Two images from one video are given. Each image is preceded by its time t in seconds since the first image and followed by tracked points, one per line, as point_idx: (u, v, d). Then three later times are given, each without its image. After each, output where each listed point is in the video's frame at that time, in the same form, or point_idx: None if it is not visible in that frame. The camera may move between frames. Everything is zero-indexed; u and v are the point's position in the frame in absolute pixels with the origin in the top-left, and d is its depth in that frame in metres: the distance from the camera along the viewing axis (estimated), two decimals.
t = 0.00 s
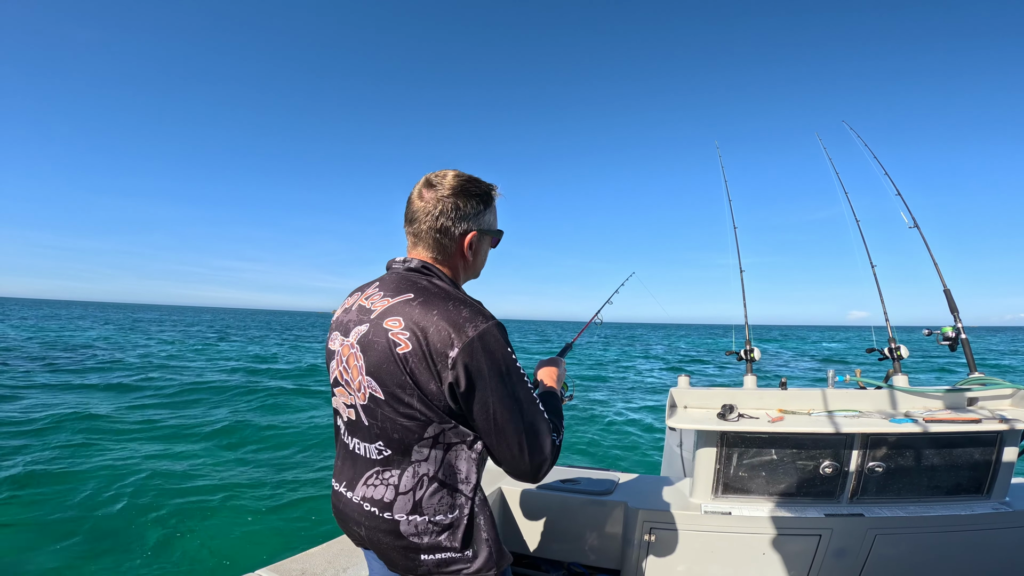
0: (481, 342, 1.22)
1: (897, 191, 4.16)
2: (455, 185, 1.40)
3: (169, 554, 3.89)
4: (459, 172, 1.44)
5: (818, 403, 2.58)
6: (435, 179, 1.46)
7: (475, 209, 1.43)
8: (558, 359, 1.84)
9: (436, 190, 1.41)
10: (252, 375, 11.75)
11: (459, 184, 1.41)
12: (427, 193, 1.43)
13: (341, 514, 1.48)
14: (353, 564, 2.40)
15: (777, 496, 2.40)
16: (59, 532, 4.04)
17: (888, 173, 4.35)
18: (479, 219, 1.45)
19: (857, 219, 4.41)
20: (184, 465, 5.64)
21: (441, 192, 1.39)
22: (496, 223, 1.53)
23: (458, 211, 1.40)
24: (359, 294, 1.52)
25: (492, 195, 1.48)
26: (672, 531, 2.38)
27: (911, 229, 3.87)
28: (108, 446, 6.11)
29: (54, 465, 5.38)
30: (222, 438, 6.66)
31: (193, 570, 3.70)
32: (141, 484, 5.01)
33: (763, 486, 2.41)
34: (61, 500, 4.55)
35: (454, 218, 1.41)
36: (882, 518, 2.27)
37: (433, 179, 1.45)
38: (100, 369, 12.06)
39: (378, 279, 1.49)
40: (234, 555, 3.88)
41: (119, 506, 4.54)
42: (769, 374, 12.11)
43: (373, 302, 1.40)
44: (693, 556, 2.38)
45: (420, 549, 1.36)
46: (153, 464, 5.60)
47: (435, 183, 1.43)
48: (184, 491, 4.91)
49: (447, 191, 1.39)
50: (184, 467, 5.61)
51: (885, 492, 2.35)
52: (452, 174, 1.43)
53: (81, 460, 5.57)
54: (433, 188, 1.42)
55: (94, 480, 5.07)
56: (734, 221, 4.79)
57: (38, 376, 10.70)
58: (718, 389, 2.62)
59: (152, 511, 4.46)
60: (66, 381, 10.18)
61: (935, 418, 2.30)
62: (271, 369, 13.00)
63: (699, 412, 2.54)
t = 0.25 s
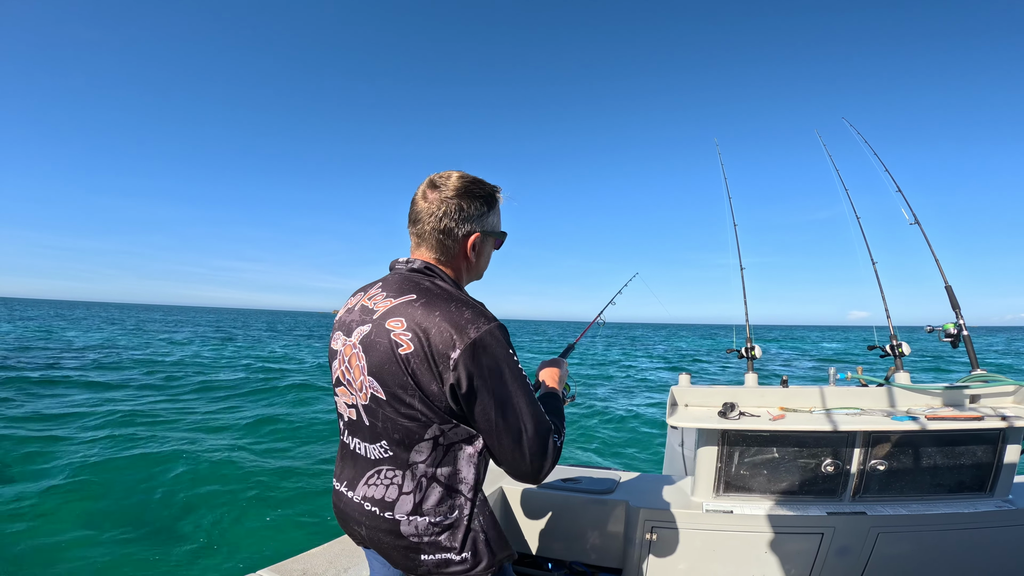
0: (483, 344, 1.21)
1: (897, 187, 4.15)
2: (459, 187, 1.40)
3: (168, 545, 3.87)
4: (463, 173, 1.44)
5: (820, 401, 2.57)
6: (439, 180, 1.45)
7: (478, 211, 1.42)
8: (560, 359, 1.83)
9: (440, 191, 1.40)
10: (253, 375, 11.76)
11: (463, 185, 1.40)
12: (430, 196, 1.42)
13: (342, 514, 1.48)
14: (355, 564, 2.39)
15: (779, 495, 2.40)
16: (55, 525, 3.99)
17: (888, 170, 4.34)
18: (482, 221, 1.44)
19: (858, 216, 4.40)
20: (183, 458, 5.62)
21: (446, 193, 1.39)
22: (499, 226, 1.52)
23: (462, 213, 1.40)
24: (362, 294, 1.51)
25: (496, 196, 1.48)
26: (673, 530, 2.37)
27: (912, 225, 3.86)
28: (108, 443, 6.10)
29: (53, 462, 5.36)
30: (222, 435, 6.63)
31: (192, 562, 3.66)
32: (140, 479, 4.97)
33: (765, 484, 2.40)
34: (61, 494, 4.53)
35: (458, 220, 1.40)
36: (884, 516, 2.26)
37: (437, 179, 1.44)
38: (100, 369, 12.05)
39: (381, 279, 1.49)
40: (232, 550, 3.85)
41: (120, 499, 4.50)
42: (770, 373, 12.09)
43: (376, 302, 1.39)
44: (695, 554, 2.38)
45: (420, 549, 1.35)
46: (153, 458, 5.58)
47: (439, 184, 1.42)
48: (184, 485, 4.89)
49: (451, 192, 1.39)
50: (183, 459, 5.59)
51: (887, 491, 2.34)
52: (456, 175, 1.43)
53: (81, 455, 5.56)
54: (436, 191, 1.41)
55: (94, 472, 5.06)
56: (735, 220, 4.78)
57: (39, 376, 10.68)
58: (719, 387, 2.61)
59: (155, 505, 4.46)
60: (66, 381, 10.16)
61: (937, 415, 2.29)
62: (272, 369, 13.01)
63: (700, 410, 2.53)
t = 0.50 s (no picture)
0: (485, 345, 1.20)
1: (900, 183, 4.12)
2: (463, 187, 1.39)
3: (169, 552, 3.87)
4: (467, 173, 1.43)
5: (822, 399, 2.56)
6: (443, 180, 1.44)
7: (482, 210, 1.42)
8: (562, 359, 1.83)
9: (443, 191, 1.39)
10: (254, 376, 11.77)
11: (467, 185, 1.39)
12: (433, 196, 1.41)
13: (342, 513, 1.47)
14: (356, 565, 2.39)
15: (783, 493, 2.39)
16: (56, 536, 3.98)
17: (891, 167, 4.32)
18: (485, 221, 1.43)
19: (860, 213, 4.37)
20: (184, 464, 5.63)
21: (449, 193, 1.38)
22: (502, 225, 1.51)
23: (465, 213, 1.39)
24: (364, 294, 1.51)
25: (500, 196, 1.47)
26: (676, 529, 2.37)
27: (915, 222, 3.84)
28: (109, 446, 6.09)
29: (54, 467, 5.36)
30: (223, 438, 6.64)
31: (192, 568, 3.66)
32: (143, 486, 4.98)
33: (768, 483, 2.39)
34: (62, 504, 4.52)
35: (461, 220, 1.39)
36: (888, 515, 2.25)
37: (440, 179, 1.44)
38: (101, 369, 12.06)
39: (383, 279, 1.48)
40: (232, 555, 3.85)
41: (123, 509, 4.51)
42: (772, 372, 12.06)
43: (378, 302, 1.39)
44: (697, 553, 2.37)
45: (421, 550, 1.35)
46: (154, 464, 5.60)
47: (442, 183, 1.41)
48: (187, 494, 4.89)
49: (454, 192, 1.38)
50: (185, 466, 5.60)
51: (891, 489, 2.33)
52: (459, 175, 1.42)
53: (81, 461, 5.56)
54: (439, 190, 1.40)
55: (95, 480, 5.07)
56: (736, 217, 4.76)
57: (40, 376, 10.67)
58: (721, 385, 2.60)
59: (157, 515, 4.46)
60: (67, 381, 10.16)
61: (939, 413, 2.28)
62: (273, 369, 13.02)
63: (702, 409, 2.52)
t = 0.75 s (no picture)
0: (489, 346, 1.20)
1: (905, 182, 4.10)
2: (463, 183, 1.40)
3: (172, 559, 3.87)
4: (465, 170, 1.43)
5: (827, 398, 2.56)
6: (441, 179, 1.44)
7: (483, 206, 1.42)
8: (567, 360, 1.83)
9: (443, 189, 1.39)
10: (258, 377, 11.81)
11: (466, 182, 1.40)
12: (433, 194, 1.41)
13: (345, 513, 1.48)
14: (359, 565, 2.40)
15: (787, 493, 2.38)
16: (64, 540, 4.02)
17: (894, 165, 4.30)
18: (487, 216, 1.43)
19: (864, 212, 4.36)
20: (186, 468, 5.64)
21: (449, 190, 1.38)
22: (503, 220, 1.52)
23: (467, 209, 1.39)
24: (367, 294, 1.51)
25: (499, 191, 1.47)
26: (679, 529, 2.36)
27: (919, 221, 3.83)
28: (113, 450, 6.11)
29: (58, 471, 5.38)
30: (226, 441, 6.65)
31: None
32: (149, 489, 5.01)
33: (772, 483, 2.38)
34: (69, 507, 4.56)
35: (465, 216, 1.39)
36: (894, 515, 2.24)
37: (438, 178, 1.44)
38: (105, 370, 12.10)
39: (387, 279, 1.48)
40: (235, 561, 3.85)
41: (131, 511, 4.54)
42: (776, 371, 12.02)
43: (381, 302, 1.39)
44: (700, 553, 2.36)
45: (423, 551, 1.35)
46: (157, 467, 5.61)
47: (441, 182, 1.42)
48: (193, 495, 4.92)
49: (454, 189, 1.38)
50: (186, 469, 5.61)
51: (896, 489, 2.32)
52: (458, 172, 1.42)
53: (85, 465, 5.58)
54: (439, 188, 1.41)
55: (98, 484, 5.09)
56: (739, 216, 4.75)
57: (44, 378, 10.71)
58: (724, 384, 2.60)
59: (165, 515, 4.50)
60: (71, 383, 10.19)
61: (945, 413, 2.27)
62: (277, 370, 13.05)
63: (705, 409, 2.52)
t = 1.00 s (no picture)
0: (497, 344, 1.21)
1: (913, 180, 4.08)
2: (449, 174, 1.44)
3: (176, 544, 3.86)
4: (445, 165, 1.48)
5: (834, 398, 2.55)
6: (428, 177, 1.48)
7: (474, 191, 1.47)
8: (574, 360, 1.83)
9: (433, 183, 1.43)
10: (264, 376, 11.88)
11: (452, 173, 1.45)
12: (424, 190, 1.44)
13: (352, 514, 1.49)
14: (366, 565, 2.41)
15: (794, 493, 2.38)
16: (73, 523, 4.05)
17: (902, 163, 4.28)
18: (479, 202, 1.48)
19: (871, 211, 4.34)
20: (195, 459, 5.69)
21: (440, 181, 1.42)
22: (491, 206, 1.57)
23: (463, 196, 1.43)
24: (373, 293, 1.52)
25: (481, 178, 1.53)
26: (686, 529, 2.36)
27: (927, 219, 3.80)
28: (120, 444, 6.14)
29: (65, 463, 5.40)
30: (234, 437, 6.68)
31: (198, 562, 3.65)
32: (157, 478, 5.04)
33: (780, 483, 2.38)
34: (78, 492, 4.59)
35: (461, 203, 1.43)
36: (903, 514, 2.23)
37: (422, 177, 1.47)
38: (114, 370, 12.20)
39: (392, 278, 1.50)
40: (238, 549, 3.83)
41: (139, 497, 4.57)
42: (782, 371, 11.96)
43: (388, 301, 1.40)
44: (707, 553, 2.36)
45: (431, 551, 1.36)
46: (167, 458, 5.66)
47: (428, 179, 1.45)
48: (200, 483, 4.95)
49: (444, 179, 1.42)
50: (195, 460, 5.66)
51: (905, 489, 2.31)
52: (440, 168, 1.47)
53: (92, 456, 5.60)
54: (428, 184, 1.44)
55: (109, 470, 5.14)
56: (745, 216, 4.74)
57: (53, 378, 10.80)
58: (731, 384, 2.60)
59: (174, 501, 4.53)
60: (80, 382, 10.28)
61: (954, 412, 2.26)
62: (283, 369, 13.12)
63: (712, 408, 2.51)
